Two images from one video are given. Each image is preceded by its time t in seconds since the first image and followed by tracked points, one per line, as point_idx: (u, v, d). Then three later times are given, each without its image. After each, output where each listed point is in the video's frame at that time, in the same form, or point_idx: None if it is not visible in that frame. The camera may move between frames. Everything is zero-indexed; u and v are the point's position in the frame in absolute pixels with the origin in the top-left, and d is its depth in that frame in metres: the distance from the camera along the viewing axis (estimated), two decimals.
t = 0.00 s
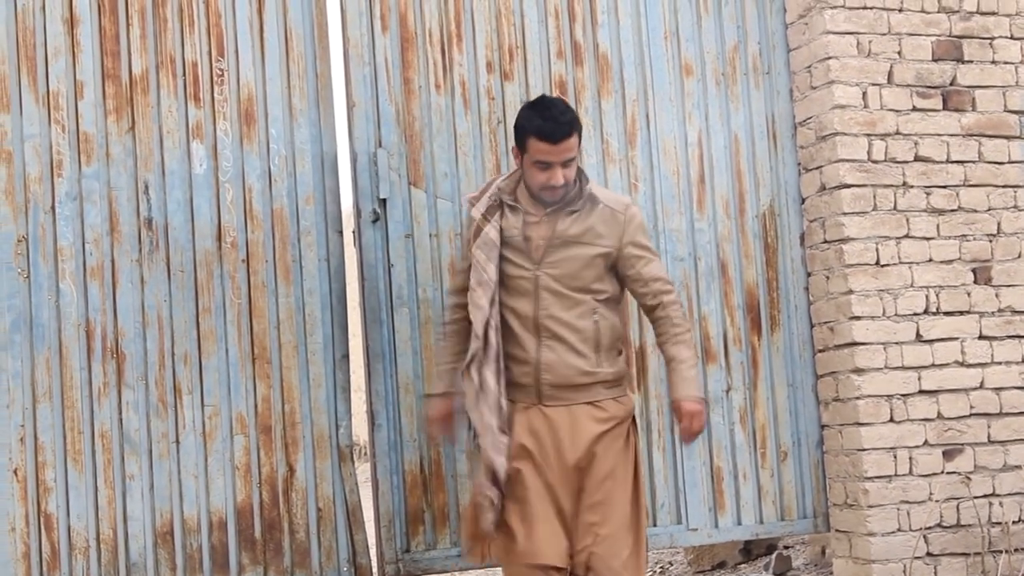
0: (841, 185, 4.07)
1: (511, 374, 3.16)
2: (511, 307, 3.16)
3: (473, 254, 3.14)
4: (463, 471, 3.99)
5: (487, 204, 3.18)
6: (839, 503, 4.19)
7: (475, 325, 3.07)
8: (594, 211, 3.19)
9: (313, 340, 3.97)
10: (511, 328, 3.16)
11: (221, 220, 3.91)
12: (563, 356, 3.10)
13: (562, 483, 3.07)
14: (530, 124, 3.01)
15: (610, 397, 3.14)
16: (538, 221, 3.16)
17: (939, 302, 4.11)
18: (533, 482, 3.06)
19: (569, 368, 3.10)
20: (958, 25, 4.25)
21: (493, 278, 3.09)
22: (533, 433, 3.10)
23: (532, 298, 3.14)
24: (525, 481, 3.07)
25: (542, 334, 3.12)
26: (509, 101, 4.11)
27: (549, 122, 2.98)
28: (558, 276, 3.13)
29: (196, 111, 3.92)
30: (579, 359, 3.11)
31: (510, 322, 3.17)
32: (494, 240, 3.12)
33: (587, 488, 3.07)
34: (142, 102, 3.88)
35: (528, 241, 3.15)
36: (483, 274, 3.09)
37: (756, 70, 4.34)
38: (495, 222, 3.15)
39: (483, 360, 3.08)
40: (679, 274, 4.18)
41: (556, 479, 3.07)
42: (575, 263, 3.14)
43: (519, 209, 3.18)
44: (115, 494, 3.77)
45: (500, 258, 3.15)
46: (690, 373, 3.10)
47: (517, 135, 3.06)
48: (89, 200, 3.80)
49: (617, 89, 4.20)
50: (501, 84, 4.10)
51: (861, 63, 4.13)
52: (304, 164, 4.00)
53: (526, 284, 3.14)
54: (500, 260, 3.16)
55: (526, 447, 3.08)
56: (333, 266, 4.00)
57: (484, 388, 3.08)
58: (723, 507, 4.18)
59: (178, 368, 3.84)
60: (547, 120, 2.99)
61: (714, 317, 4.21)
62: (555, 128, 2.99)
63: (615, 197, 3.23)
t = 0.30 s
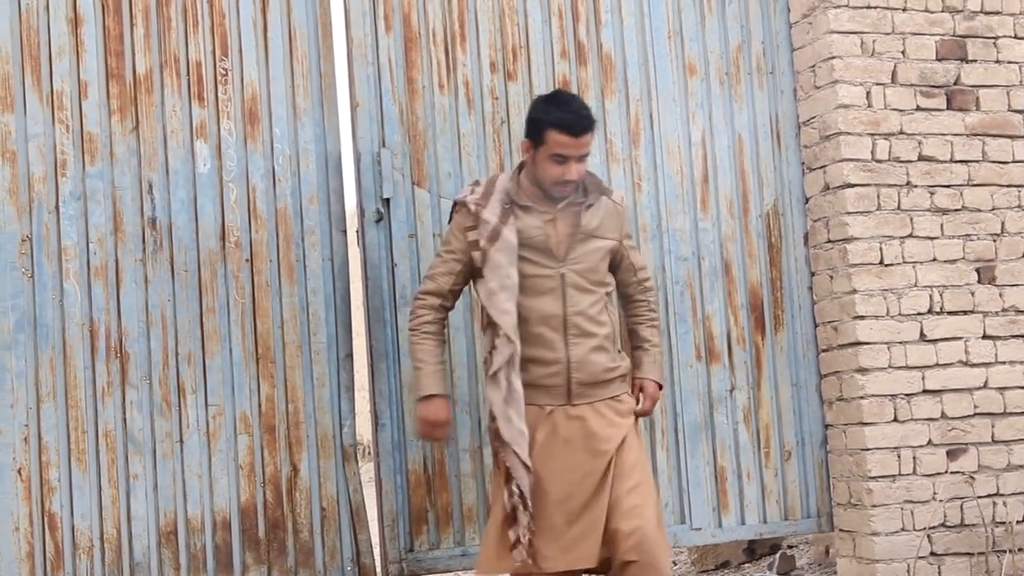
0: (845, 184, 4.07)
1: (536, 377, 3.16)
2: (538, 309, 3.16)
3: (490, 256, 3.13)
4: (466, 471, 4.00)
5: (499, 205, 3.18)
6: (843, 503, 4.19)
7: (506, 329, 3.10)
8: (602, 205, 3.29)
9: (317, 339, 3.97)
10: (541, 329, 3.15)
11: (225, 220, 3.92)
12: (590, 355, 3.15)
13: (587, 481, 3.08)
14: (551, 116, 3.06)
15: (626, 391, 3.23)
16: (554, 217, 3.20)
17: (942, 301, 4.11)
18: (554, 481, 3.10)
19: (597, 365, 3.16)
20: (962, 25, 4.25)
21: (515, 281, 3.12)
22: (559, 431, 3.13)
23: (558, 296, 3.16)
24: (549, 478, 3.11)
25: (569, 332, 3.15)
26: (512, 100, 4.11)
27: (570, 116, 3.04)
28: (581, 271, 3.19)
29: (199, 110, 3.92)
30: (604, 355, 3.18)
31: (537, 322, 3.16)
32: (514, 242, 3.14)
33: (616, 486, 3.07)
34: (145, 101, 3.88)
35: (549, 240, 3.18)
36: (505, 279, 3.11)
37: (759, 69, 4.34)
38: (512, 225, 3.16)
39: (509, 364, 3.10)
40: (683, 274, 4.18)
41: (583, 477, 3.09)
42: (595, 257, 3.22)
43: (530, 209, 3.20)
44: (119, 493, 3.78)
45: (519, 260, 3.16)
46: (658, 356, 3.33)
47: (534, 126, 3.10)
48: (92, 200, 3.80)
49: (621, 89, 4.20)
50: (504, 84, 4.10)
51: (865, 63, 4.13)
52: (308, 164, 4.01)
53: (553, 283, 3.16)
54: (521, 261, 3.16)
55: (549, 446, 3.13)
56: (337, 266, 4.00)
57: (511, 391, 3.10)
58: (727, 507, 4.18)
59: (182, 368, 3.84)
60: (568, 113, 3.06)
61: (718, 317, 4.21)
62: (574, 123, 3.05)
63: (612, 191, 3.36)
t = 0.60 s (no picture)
0: (847, 184, 4.08)
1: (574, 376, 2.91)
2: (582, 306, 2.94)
3: (545, 253, 2.86)
4: (468, 471, 4.00)
5: (552, 200, 2.92)
6: (845, 503, 4.19)
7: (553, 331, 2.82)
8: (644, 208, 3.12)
9: (319, 339, 3.97)
10: (587, 330, 2.93)
11: (227, 219, 3.91)
12: (631, 358, 2.98)
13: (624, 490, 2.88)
14: (621, 121, 2.86)
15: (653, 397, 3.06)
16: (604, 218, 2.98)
17: (944, 301, 4.11)
18: (588, 489, 2.88)
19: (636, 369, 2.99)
20: (964, 25, 4.24)
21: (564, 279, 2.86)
22: (594, 439, 2.90)
23: (602, 296, 2.96)
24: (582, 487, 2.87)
25: (612, 333, 2.96)
26: (515, 100, 4.10)
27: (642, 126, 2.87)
28: (625, 273, 3.01)
29: (202, 110, 3.92)
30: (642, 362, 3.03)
31: (582, 321, 2.93)
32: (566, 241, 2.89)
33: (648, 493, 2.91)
34: (148, 101, 3.88)
35: (601, 240, 2.96)
36: (556, 276, 2.85)
37: (761, 69, 4.34)
38: (566, 224, 2.91)
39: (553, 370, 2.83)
40: (685, 274, 4.18)
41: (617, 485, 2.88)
42: (635, 260, 3.05)
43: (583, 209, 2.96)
44: (121, 493, 3.78)
45: (570, 259, 2.92)
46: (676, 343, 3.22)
47: (599, 126, 2.89)
48: (95, 200, 3.81)
49: (623, 89, 4.21)
50: (507, 84, 4.10)
51: (867, 63, 4.13)
52: (310, 163, 4.01)
53: (598, 283, 2.95)
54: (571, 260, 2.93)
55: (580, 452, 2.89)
56: (339, 266, 4.00)
57: (550, 395, 2.83)
58: (729, 507, 4.18)
59: (184, 368, 3.84)
60: (638, 120, 2.88)
61: (720, 317, 4.20)
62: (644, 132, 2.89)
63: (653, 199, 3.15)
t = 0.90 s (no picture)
0: (845, 185, 4.08)
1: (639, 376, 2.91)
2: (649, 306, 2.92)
3: (618, 244, 2.86)
4: (467, 472, 4.00)
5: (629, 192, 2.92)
6: (843, 503, 4.19)
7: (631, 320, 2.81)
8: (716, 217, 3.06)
9: (317, 340, 3.97)
10: (654, 327, 2.92)
11: (225, 220, 3.91)
12: (693, 360, 2.97)
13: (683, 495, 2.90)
14: (709, 123, 2.86)
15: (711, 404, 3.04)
16: (676, 217, 2.98)
17: (943, 301, 4.11)
18: (648, 491, 2.86)
19: (699, 374, 2.98)
20: (963, 26, 4.25)
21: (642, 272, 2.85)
22: (658, 442, 2.90)
23: (670, 296, 2.95)
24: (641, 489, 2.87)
25: (677, 334, 2.94)
26: (513, 101, 4.10)
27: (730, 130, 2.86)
28: (691, 274, 3.01)
29: (200, 110, 3.92)
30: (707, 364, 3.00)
31: (651, 318, 2.92)
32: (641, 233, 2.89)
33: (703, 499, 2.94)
34: (146, 101, 3.88)
35: (671, 239, 2.96)
36: (634, 270, 2.85)
37: (760, 70, 4.34)
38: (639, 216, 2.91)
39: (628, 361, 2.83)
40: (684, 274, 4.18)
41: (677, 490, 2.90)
42: (704, 264, 3.05)
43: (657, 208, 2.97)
44: (119, 494, 3.77)
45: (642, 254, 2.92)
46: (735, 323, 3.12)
47: (686, 126, 2.88)
48: (93, 200, 3.80)
49: (621, 89, 4.21)
50: (505, 84, 4.10)
51: (865, 63, 4.13)
52: (308, 163, 4.00)
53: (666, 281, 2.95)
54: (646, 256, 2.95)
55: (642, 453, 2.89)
56: (337, 266, 4.01)
57: (621, 390, 2.84)
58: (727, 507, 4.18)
59: (182, 368, 3.84)
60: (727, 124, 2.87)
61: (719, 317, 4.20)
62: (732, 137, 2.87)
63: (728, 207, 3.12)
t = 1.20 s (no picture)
0: (829, 186, 4.07)
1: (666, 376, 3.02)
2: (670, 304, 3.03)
3: (637, 241, 3.00)
4: (450, 473, 4.00)
5: (648, 189, 3.08)
6: (826, 504, 4.19)
7: (655, 319, 2.92)
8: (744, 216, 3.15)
9: (300, 342, 3.94)
10: (675, 326, 3.03)
11: (208, 221, 3.90)
12: (716, 360, 3.07)
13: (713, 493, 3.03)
14: (731, 117, 2.97)
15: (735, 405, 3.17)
16: (695, 214, 3.09)
17: (925, 303, 4.12)
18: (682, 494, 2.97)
19: (722, 373, 3.08)
20: (945, 28, 4.26)
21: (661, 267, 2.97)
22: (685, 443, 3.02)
23: (691, 294, 3.06)
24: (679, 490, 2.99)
25: (698, 332, 3.05)
26: (497, 102, 4.10)
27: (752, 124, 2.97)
28: (714, 271, 3.10)
29: (183, 111, 3.91)
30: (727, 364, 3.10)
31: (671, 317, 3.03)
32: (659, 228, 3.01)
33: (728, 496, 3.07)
34: (129, 102, 3.86)
35: (691, 235, 3.07)
36: (653, 265, 2.97)
37: (743, 71, 4.34)
38: (659, 212, 3.04)
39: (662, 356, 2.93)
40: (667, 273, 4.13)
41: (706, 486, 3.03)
42: (729, 261, 3.14)
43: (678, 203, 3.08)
44: (102, 496, 3.76)
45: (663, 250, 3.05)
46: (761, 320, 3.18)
47: (708, 122, 3.00)
48: (75, 201, 3.79)
49: (605, 90, 4.21)
50: (489, 85, 4.09)
51: (848, 65, 4.14)
52: (291, 165, 3.97)
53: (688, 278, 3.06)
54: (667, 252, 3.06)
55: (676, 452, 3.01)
56: (320, 271, 3.97)
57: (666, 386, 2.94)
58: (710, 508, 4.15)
59: (164, 370, 3.83)
60: (747, 118, 2.97)
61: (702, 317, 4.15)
62: (755, 131, 2.98)
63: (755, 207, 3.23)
